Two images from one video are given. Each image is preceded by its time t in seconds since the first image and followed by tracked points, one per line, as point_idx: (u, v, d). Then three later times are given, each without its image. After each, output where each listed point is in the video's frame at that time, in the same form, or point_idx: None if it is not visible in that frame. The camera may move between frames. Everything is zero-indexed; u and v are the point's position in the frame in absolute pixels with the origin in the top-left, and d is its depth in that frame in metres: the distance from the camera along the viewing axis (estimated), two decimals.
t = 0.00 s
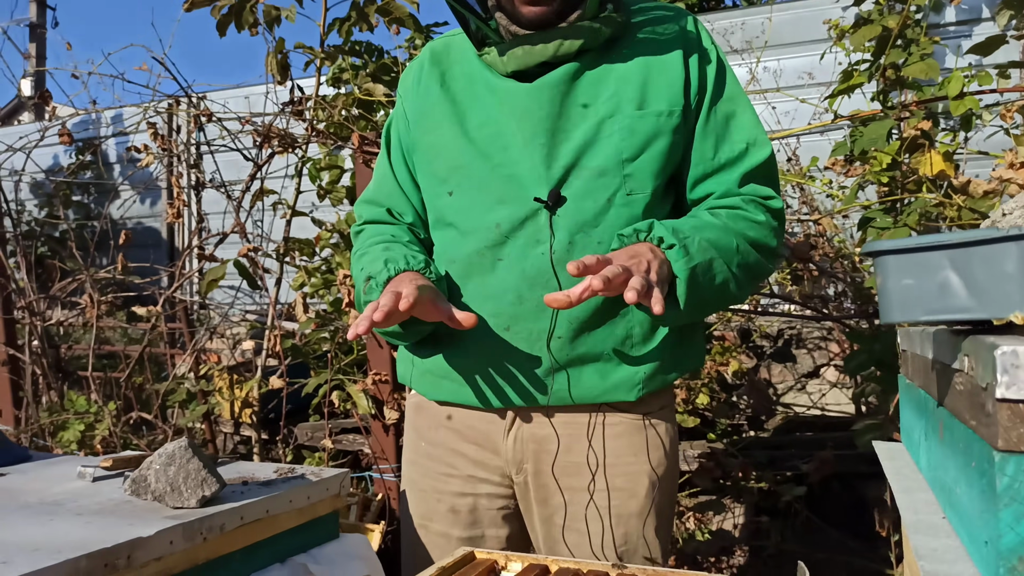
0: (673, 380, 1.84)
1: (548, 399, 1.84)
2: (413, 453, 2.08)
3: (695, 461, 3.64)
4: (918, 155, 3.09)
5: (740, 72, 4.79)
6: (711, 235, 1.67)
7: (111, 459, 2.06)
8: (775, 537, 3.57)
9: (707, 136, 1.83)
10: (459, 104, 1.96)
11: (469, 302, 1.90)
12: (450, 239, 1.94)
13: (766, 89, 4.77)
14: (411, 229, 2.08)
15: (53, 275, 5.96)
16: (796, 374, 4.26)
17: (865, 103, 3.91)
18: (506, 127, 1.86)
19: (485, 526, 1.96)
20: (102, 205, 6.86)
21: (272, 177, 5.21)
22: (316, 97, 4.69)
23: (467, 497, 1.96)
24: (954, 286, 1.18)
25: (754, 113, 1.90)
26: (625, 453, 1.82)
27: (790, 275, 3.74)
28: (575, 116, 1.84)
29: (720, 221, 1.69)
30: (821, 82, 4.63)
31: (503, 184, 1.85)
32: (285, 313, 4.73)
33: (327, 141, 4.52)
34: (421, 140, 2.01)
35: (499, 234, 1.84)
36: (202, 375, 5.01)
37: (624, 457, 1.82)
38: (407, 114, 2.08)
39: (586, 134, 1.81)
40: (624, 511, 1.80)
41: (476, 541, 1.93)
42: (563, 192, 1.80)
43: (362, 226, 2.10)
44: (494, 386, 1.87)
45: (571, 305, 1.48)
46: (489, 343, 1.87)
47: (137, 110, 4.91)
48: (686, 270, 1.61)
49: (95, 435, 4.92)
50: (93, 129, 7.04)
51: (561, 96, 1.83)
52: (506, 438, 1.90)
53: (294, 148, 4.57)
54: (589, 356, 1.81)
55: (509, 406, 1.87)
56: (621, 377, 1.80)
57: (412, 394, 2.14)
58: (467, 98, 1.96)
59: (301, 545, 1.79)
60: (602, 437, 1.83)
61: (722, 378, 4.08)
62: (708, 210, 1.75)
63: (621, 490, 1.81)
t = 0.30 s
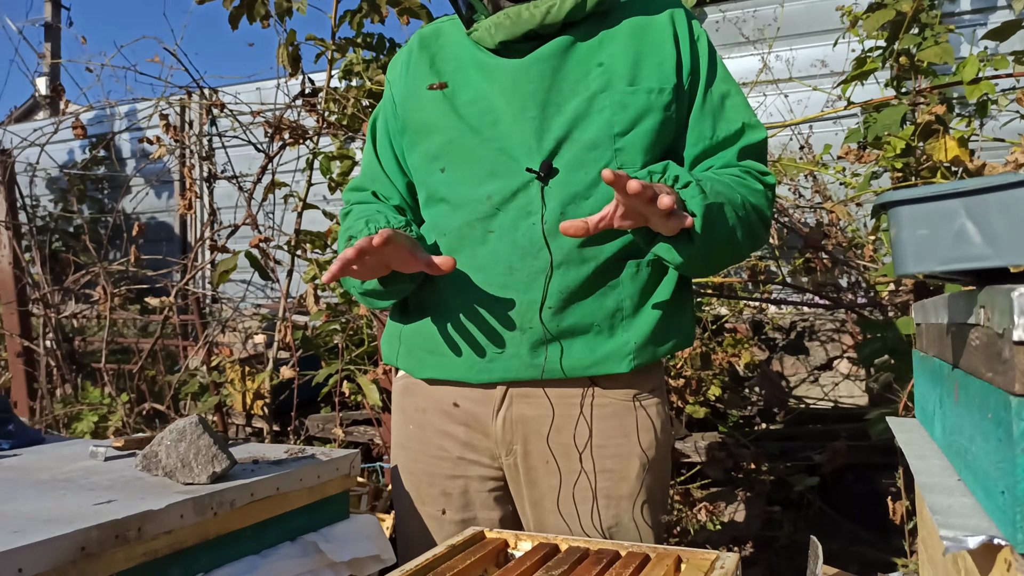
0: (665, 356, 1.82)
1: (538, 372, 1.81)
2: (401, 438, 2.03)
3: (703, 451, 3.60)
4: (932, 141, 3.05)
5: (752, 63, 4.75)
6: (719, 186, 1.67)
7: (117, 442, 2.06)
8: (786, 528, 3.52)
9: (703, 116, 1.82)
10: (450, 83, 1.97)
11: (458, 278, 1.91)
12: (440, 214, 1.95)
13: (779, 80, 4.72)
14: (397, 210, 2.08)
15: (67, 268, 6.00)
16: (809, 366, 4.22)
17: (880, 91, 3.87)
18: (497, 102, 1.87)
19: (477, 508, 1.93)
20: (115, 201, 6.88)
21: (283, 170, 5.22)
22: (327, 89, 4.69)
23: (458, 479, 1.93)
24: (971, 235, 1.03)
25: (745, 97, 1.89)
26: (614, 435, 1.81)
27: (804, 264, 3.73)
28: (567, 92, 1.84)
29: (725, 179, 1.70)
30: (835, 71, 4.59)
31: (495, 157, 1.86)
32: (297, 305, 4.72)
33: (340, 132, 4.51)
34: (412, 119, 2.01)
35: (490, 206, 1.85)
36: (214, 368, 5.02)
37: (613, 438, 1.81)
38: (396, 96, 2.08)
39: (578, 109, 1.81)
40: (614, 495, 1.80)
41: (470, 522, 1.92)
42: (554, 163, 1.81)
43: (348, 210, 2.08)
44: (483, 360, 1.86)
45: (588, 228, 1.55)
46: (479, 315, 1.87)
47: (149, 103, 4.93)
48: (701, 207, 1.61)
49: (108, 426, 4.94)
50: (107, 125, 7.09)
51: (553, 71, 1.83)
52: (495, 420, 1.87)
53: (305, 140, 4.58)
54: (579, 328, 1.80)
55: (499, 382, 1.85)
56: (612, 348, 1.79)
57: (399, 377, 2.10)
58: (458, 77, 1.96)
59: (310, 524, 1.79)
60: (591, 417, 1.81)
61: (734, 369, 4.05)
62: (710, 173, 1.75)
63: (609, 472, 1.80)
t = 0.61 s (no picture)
0: (674, 303, 1.81)
1: (544, 318, 1.81)
2: (410, 394, 2.04)
3: (715, 413, 3.60)
4: (953, 98, 2.97)
5: (769, 22, 4.64)
6: (726, 153, 1.63)
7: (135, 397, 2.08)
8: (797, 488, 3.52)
9: (703, 65, 1.78)
10: (451, 36, 1.95)
11: (459, 220, 1.89)
12: (444, 163, 1.93)
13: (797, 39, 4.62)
14: (398, 172, 2.06)
15: (81, 232, 6.02)
16: (823, 330, 4.18)
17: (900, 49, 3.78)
18: (499, 50, 1.84)
19: (490, 461, 1.95)
20: (127, 167, 6.87)
21: (294, 134, 5.19)
22: (336, 50, 4.62)
23: (470, 433, 1.94)
24: (998, 158, 1.02)
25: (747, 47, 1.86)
26: (623, 386, 1.80)
27: (820, 227, 3.69)
28: (568, 38, 1.81)
29: (729, 142, 1.66)
30: (854, 29, 4.48)
31: (498, 105, 1.84)
32: (310, 269, 4.70)
33: (349, 95, 4.44)
34: (413, 73, 1.98)
35: (494, 151, 1.83)
36: (229, 332, 5.04)
37: (622, 389, 1.80)
38: (396, 56, 2.06)
39: (580, 54, 1.79)
40: (624, 445, 1.80)
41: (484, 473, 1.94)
42: (558, 107, 1.79)
43: (350, 174, 2.07)
44: (489, 307, 1.86)
45: (594, 212, 1.53)
46: (485, 260, 1.87)
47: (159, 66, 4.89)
48: (708, 181, 1.58)
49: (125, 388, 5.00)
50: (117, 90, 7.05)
51: (554, 17, 1.81)
52: (503, 371, 1.88)
53: (315, 102, 4.53)
54: (586, 273, 1.79)
55: (503, 329, 1.86)
56: (620, 294, 1.78)
57: (407, 332, 2.09)
58: (459, 30, 1.93)
59: (325, 473, 1.82)
60: (599, 368, 1.81)
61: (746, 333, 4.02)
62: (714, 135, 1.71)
63: (618, 423, 1.80)
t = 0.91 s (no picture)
0: (704, 229, 1.79)
1: (570, 243, 1.80)
2: (436, 324, 2.04)
3: (730, 349, 3.60)
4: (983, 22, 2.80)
5: None
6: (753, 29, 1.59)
7: (153, 330, 2.08)
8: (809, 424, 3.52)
9: None
10: None
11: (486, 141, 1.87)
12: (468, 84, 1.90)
13: None
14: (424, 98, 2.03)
15: (91, 171, 5.99)
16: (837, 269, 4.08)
17: None
18: None
19: (514, 392, 1.96)
20: (134, 103, 6.77)
21: (301, 68, 5.08)
22: None
23: (497, 363, 1.93)
24: None
25: None
26: (649, 317, 1.80)
27: (838, 161, 3.61)
28: None
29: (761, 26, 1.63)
30: None
31: (524, 21, 1.81)
32: (320, 207, 4.64)
33: (355, 25, 4.30)
34: None
35: (519, 68, 1.80)
36: (242, 270, 5.04)
37: (648, 321, 1.81)
38: None
39: None
40: (647, 376, 1.81)
41: (509, 404, 1.95)
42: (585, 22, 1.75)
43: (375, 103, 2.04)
44: (516, 233, 1.83)
45: (604, 40, 1.49)
46: (509, 182, 1.83)
47: None
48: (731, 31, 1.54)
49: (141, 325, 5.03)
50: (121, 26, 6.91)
51: None
52: (529, 303, 1.87)
53: (322, 34, 4.42)
54: (613, 198, 1.78)
55: (531, 256, 1.83)
56: (648, 219, 1.77)
57: (432, 264, 2.08)
58: None
59: (341, 403, 1.84)
60: (626, 301, 1.81)
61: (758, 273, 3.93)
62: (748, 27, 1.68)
63: (643, 355, 1.80)
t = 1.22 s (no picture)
0: (718, 181, 1.75)
1: (584, 200, 1.78)
2: (450, 271, 2.04)
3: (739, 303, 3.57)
4: None
5: None
6: (794, 33, 1.58)
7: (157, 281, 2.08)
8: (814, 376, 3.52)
9: None
10: None
11: (501, 95, 1.82)
12: (484, 34, 1.84)
13: None
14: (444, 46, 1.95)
15: (93, 123, 5.93)
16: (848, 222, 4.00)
17: None
18: None
19: (526, 340, 1.97)
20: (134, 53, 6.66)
21: (302, 16, 4.96)
22: None
23: (507, 311, 1.94)
24: None
25: None
26: (662, 267, 1.78)
27: (851, 111, 3.58)
28: None
29: (801, 17, 1.62)
30: None
31: None
32: (325, 159, 4.56)
33: None
34: None
35: (535, 19, 1.73)
36: (247, 224, 5.00)
37: (661, 271, 1.78)
38: None
39: None
40: (657, 326, 1.80)
41: (519, 352, 1.95)
42: None
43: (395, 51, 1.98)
44: (530, 189, 1.81)
45: (648, 115, 1.43)
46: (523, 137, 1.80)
47: None
48: (770, 74, 1.54)
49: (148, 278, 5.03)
50: None
51: None
52: (541, 251, 1.87)
53: None
54: (626, 153, 1.74)
55: (540, 212, 1.82)
56: (661, 173, 1.73)
57: (449, 210, 2.07)
58: None
59: (344, 352, 1.83)
60: (639, 251, 1.78)
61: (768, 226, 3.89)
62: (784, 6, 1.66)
63: (655, 305, 1.79)
